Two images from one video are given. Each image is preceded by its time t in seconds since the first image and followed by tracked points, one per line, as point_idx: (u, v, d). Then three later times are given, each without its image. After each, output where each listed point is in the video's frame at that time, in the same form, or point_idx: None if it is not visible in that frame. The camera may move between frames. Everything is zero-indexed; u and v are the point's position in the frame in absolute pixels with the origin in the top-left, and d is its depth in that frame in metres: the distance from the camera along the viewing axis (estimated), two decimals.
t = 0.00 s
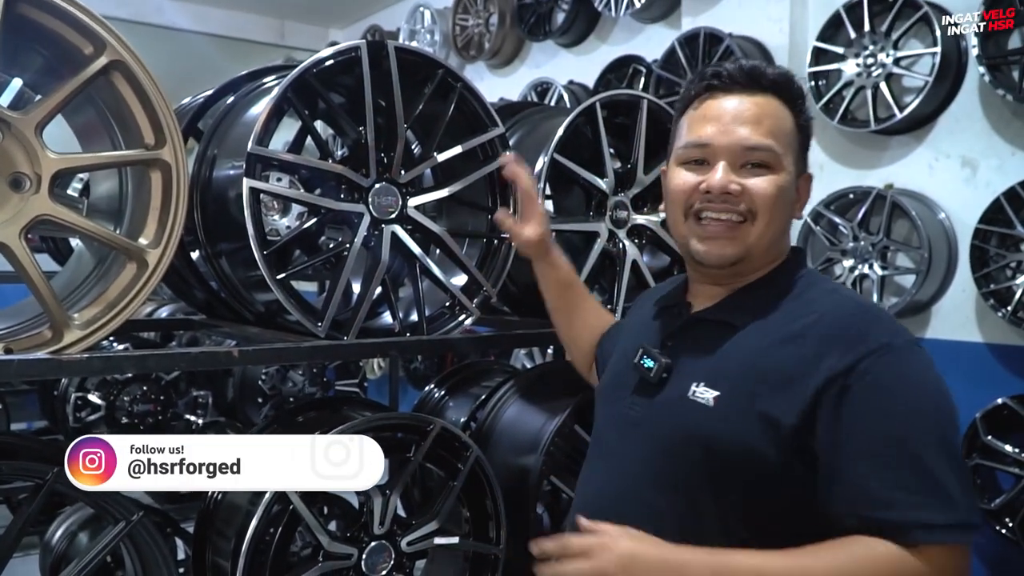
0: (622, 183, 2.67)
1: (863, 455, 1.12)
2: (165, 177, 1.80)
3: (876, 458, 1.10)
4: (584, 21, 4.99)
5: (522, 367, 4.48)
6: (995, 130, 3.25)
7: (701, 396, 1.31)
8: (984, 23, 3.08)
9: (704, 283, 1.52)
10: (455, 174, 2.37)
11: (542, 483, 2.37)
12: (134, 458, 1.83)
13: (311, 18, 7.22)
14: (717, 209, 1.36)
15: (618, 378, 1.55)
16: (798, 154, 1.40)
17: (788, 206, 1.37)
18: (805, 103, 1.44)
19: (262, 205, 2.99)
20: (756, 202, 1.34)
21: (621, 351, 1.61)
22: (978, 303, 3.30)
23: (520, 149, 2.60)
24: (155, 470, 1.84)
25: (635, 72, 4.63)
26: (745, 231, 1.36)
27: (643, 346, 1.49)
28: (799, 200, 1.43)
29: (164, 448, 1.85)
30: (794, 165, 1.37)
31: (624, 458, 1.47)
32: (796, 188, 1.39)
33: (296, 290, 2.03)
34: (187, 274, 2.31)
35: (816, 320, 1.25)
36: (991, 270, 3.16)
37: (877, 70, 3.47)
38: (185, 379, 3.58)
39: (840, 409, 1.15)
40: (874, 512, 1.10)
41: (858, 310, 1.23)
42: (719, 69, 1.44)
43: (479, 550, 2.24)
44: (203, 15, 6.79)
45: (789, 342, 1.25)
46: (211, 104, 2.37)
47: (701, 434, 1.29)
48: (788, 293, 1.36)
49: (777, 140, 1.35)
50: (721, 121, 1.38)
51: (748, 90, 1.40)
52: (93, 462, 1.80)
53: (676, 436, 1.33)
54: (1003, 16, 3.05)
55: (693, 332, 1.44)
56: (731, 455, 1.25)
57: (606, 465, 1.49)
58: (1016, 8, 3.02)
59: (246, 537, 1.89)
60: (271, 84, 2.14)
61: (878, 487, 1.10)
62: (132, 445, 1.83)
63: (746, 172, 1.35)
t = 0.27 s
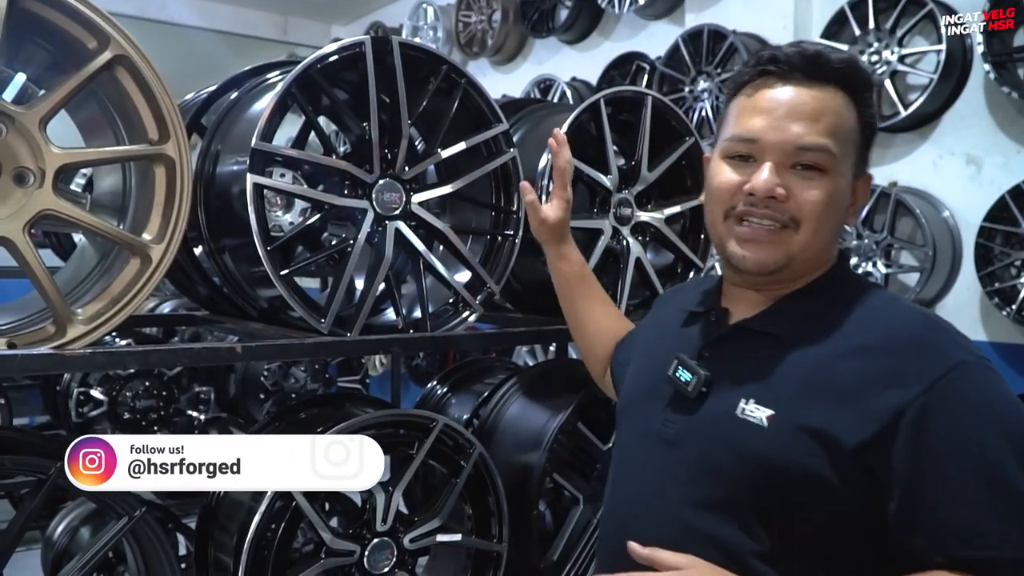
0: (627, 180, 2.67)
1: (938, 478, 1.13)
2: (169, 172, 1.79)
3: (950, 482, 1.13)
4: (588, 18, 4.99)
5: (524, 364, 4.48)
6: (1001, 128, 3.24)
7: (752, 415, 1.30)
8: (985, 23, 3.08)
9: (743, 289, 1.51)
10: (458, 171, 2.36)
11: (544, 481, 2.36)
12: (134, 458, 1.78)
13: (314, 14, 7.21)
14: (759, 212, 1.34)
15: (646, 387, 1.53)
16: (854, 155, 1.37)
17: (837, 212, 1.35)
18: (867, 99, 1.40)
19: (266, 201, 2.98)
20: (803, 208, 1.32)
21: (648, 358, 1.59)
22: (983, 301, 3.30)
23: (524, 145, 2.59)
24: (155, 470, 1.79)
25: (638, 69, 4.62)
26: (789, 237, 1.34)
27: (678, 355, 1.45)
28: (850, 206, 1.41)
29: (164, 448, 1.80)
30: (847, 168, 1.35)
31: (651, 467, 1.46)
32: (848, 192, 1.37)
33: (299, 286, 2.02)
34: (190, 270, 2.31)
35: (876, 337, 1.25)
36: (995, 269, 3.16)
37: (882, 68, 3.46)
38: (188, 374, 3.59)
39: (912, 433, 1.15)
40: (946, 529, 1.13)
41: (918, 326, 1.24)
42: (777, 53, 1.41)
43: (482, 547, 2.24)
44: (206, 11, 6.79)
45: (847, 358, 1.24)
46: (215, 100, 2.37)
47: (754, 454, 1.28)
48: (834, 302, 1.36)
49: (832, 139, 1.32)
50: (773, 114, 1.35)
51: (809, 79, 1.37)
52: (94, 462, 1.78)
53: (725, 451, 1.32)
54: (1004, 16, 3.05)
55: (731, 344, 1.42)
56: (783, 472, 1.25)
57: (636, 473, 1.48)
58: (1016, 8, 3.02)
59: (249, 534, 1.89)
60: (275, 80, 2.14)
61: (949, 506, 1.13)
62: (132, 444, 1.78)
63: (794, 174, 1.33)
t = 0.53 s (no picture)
0: (633, 177, 2.67)
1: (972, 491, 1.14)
2: (174, 165, 1.79)
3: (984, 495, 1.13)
4: (594, 15, 4.97)
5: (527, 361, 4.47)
6: (1008, 129, 3.21)
7: (779, 435, 1.30)
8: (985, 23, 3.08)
9: (766, 294, 1.49)
10: (463, 167, 2.34)
11: (547, 479, 2.35)
12: (134, 458, 1.78)
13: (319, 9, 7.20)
14: (778, 203, 1.34)
15: (669, 402, 1.53)
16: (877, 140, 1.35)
17: (860, 199, 1.33)
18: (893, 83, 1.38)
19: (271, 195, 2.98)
20: (825, 194, 1.31)
21: (669, 367, 1.59)
22: (989, 302, 3.28)
23: (529, 142, 2.58)
24: (155, 470, 1.80)
25: (644, 67, 4.61)
26: (811, 225, 1.33)
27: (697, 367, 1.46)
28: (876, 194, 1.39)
29: (164, 448, 1.80)
30: (870, 152, 1.33)
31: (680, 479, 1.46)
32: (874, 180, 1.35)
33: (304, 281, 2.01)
34: (194, 263, 2.30)
35: (911, 346, 1.23)
36: (1002, 270, 3.16)
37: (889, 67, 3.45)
38: (190, 368, 3.58)
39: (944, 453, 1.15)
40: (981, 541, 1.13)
41: (957, 332, 1.21)
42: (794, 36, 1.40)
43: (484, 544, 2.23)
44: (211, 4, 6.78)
45: (878, 372, 1.24)
46: (221, 93, 2.36)
47: (781, 472, 1.28)
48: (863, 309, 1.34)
49: (854, 123, 1.31)
50: (788, 96, 1.35)
51: (826, 60, 1.35)
52: (93, 463, 1.78)
53: (751, 468, 1.32)
54: (1004, 15, 3.03)
55: (752, 355, 1.42)
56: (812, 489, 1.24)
57: (661, 484, 1.49)
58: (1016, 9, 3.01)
59: (251, 529, 1.88)
60: (281, 74, 2.13)
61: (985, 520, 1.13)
62: (132, 445, 1.78)
63: (814, 160, 1.32)
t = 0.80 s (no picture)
0: (637, 176, 2.66)
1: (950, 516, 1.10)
2: (178, 162, 1.78)
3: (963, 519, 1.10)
4: (598, 12, 4.96)
5: (531, 360, 4.47)
6: (1013, 127, 3.20)
7: (750, 456, 1.30)
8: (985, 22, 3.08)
9: (740, 299, 1.52)
10: (467, 164, 2.33)
11: (551, 477, 2.34)
12: (134, 458, 1.80)
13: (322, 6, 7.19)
14: (669, 196, 1.54)
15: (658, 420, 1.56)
16: (761, 125, 1.34)
17: (729, 184, 1.39)
18: (822, 69, 1.30)
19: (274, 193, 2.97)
20: (684, 182, 1.46)
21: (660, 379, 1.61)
22: (993, 301, 3.26)
23: (533, 140, 2.58)
24: (155, 470, 1.81)
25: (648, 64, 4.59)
26: (686, 212, 1.48)
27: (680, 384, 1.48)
28: (770, 180, 1.34)
29: (164, 448, 1.81)
30: (742, 138, 1.36)
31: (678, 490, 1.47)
32: (754, 165, 1.35)
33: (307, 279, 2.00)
34: (198, 261, 2.30)
35: (882, 367, 1.19)
36: (1006, 268, 3.14)
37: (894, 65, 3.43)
38: (193, 366, 3.58)
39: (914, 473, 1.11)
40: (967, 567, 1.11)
41: (930, 351, 1.15)
42: (741, 34, 1.44)
43: (488, 544, 2.23)
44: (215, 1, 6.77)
45: (846, 396, 1.20)
46: (224, 90, 2.35)
47: (754, 492, 1.28)
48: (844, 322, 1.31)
49: (719, 113, 1.40)
50: (722, 91, 1.41)
51: (772, 56, 1.36)
52: (93, 463, 1.77)
53: (729, 490, 1.33)
54: (1003, 15, 3.02)
55: (735, 370, 1.41)
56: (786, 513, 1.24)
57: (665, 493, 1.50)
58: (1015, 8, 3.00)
59: (254, 528, 1.87)
60: (284, 71, 2.12)
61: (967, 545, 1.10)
62: (132, 444, 1.79)
63: (686, 154, 1.48)
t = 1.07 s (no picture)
0: (639, 174, 2.65)
1: (891, 508, 1.10)
2: (180, 163, 1.77)
3: (904, 513, 1.09)
4: (599, 10, 4.95)
5: (534, 359, 4.46)
6: (1014, 122, 3.18)
7: (730, 446, 1.32)
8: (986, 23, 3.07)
9: (747, 294, 1.54)
10: (469, 164, 2.32)
11: (554, 477, 2.34)
12: (134, 458, 1.80)
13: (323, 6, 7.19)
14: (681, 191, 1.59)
15: (663, 414, 1.59)
16: (751, 116, 1.36)
17: (723, 175, 1.42)
18: (812, 59, 1.31)
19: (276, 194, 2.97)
20: (686, 175, 1.50)
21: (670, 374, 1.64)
22: (996, 297, 3.25)
23: (535, 139, 2.57)
24: (155, 470, 1.81)
25: (649, 63, 4.58)
26: (689, 205, 1.52)
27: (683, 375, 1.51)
28: (762, 169, 1.36)
29: (164, 448, 1.82)
30: (735, 129, 1.39)
31: (676, 482, 1.49)
32: (746, 155, 1.38)
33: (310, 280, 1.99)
34: (199, 262, 2.29)
35: (860, 356, 1.20)
36: (1009, 265, 3.13)
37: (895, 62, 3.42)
38: (195, 367, 3.58)
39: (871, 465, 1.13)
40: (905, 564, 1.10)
41: (906, 341, 1.16)
42: (744, 32, 1.47)
43: (492, 544, 2.22)
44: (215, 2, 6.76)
45: (821, 383, 1.22)
46: (225, 91, 2.35)
47: (731, 483, 1.31)
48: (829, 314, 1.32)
49: (715, 107, 1.43)
50: (724, 85, 1.44)
51: (775, 45, 1.37)
52: (94, 462, 1.76)
53: (709, 476, 1.36)
54: (1004, 15, 3.01)
55: (729, 361, 1.42)
56: (759, 501, 1.26)
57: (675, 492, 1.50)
58: (1016, 8, 2.98)
59: (258, 529, 1.87)
60: (285, 72, 2.11)
61: (903, 540, 1.09)
62: (132, 444, 1.80)
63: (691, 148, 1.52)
